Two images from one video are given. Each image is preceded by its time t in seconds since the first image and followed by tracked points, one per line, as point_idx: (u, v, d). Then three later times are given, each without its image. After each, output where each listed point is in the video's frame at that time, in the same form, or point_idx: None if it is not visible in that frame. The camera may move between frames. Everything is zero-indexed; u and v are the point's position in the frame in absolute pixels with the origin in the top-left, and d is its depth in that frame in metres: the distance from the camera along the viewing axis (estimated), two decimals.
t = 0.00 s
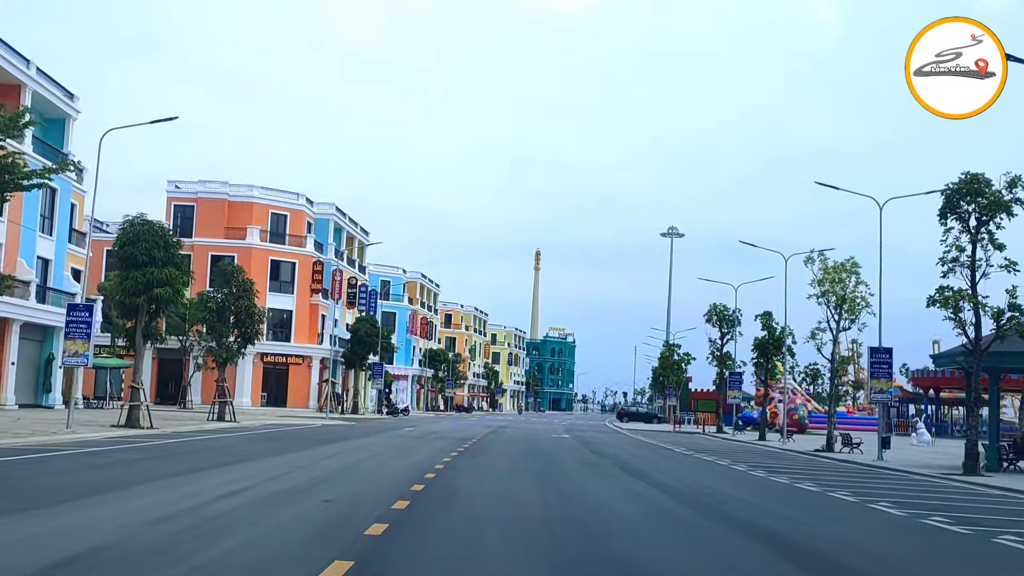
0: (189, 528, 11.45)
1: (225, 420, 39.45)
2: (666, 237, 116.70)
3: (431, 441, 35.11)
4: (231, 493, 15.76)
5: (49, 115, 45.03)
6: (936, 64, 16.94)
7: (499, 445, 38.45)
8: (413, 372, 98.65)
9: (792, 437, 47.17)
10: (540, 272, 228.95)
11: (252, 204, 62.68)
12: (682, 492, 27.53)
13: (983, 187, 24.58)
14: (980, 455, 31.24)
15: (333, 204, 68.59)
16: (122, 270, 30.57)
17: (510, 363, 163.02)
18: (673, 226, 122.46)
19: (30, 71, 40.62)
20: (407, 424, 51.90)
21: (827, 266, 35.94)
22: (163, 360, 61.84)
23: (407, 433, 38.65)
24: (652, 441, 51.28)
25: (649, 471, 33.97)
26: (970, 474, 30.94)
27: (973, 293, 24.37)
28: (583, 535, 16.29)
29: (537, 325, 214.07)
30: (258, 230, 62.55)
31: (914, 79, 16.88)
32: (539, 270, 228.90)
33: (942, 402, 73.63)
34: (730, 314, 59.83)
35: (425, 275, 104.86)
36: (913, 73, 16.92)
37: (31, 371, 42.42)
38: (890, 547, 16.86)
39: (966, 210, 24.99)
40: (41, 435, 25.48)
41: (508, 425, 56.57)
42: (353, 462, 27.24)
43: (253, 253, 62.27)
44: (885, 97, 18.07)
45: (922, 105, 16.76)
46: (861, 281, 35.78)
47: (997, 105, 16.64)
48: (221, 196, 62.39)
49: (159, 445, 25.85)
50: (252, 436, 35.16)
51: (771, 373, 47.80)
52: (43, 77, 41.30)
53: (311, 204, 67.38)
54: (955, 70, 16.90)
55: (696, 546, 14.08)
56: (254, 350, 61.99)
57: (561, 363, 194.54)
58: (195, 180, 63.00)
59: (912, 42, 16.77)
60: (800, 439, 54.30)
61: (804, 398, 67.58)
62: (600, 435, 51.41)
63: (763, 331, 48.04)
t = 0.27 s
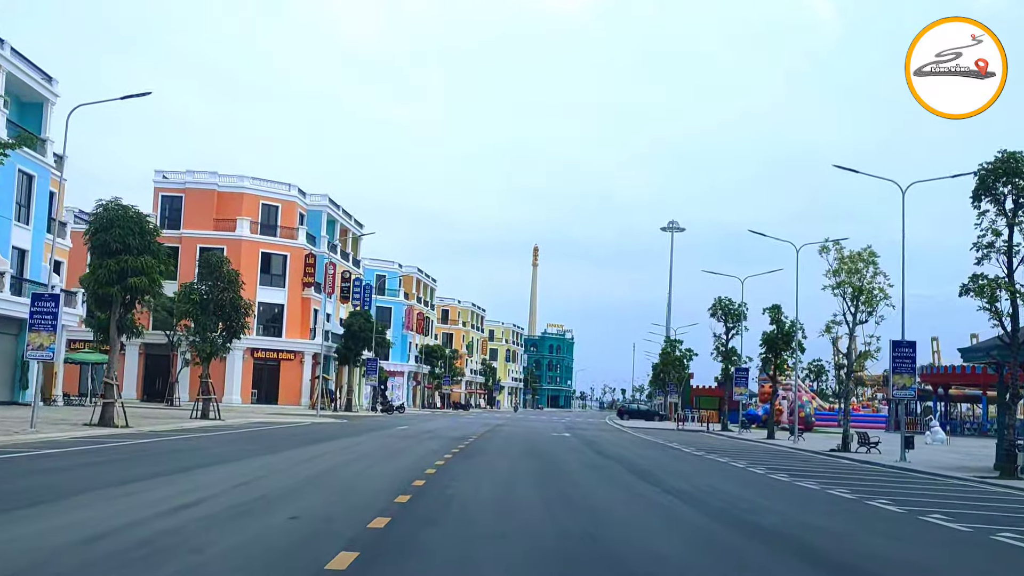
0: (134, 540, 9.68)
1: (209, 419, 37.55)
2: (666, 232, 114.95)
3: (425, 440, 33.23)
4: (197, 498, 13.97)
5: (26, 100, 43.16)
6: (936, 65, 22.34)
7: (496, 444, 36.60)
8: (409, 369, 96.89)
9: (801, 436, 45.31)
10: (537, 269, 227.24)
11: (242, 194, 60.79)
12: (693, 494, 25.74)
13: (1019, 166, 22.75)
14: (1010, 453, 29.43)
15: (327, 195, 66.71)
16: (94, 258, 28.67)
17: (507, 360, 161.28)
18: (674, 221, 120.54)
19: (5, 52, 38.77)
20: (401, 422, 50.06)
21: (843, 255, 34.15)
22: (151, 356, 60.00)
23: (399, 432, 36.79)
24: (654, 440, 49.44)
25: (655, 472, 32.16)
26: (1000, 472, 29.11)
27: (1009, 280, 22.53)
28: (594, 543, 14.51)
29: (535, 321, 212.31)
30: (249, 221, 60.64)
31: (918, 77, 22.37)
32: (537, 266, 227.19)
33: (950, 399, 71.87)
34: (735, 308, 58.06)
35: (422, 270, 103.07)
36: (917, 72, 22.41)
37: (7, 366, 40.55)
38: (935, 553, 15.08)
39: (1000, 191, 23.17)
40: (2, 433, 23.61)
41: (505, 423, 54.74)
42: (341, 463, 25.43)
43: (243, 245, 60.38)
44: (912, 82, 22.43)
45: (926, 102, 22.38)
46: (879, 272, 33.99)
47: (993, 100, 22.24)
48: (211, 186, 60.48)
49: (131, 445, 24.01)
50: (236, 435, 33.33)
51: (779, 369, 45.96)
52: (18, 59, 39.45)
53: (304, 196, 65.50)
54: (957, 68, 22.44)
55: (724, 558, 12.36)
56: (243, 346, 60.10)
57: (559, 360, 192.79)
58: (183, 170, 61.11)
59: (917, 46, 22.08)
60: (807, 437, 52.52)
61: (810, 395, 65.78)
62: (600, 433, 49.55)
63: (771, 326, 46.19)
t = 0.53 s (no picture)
0: (48, 557, 7.79)
1: (191, 416, 35.62)
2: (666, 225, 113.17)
3: (418, 439, 31.35)
4: (150, 506, 12.11)
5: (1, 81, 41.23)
6: (937, 64, 23.47)
7: (493, 443, 34.71)
8: (405, 365, 95.02)
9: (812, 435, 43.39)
10: (536, 265, 225.31)
11: (232, 183, 58.83)
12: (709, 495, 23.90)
13: None
14: None
15: (319, 186, 64.75)
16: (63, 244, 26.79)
17: (506, 356, 159.38)
18: (676, 215, 118.61)
19: None
20: (396, 419, 48.12)
21: (861, 242, 32.19)
22: (137, 350, 58.07)
23: (392, 429, 34.90)
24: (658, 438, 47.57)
25: (663, 472, 30.29)
26: None
27: None
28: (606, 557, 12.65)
29: (534, 317, 210.47)
30: (239, 212, 58.66)
31: (915, 77, 23.50)
32: (536, 262, 225.26)
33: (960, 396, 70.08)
34: (741, 301, 56.18)
35: (418, 264, 101.13)
36: (914, 72, 23.56)
37: None
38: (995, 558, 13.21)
39: None
40: None
41: (503, 419, 52.86)
42: (327, 463, 23.58)
43: (232, 236, 58.43)
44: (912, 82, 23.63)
45: (924, 99, 23.51)
46: (899, 261, 32.08)
47: (991, 100, 23.39)
48: (199, 175, 58.50)
49: (98, 445, 22.13)
50: (218, 434, 31.43)
51: (788, 365, 44.04)
52: None
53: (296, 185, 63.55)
54: (959, 68, 23.59)
55: (760, 575, 10.53)
56: (233, 340, 58.17)
57: (558, 357, 190.97)
58: (170, 158, 59.15)
59: (917, 45, 23.18)
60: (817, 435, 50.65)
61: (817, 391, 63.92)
62: (602, 431, 47.64)
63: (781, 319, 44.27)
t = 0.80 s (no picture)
0: None
1: (172, 414, 33.77)
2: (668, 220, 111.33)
3: (413, 439, 29.53)
4: (82, 521, 10.26)
5: None
6: (936, 65, 25.35)
7: (492, 443, 32.91)
8: (401, 361, 93.16)
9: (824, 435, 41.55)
10: (534, 262, 223.31)
11: (221, 173, 56.87)
12: (726, 498, 22.11)
13: None
14: None
15: (312, 176, 62.79)
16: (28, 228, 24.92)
17: (503, 353, 157.46)
18: (677, 210, 116.61)
19: None
20: (390, 417, 46.27)
21: (882, 229, 30.33)
22: (123, 345, 56.21)
23: (385, 429, 33.06)
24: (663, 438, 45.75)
25: (672, 473, 28.50)
26: None
27: None
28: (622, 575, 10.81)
29: (532, 314, 208.58)
30: (228, 202, 56.73)
31: (913, 81, 25.44)
32: (534, 259, 223.26)
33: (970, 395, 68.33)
34: (748, 296, 54.33)
35: (415, 259, 99.21)
36: (912, 75, 25.45)
37: None
38: None
39: None
40: None
41: (501, 417, 51.04)
42: (312, 466, 21.76)
43: (222, 228, 56.50)
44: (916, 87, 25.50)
45: (922, 97, 25.44)
46: (923, 249, 30.23)
47: (987, 97, 25.51)
48: (187, 165, 56.55)
49: (61, 446, 20.30)
50: (200, 434, 29.59)
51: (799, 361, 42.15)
52: None
53: (288, 176, 61.60)
54: (957, 70, 25.59)
55: None
56: (223, 335, 56.32)
57: (557, 354, 189.10)
58: (158, 147, 57.20)
59: (916, 47, 25.11)
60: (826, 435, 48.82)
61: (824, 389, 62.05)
62: (604, 430, 45.84)
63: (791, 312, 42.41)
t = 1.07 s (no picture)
0: None
1: (151, 414, 31.87)
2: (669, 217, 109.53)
3: (405, 441, 27.70)
4: None
5: None
6: (935, 64, 23.82)
7: (487, 445, 31.07)
8: (397, 361, 91.29)
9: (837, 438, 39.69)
10: (533, 261, 221.44)
11: (210, 165, 54.95)
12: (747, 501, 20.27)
13: None
14: None
15: (305, 169, 60.86)
16: None
17: (502, 352, 155.52)
18: (677, 208, 114.23)
19: None
20: (384, 418, 44.37)
21: (906, 220, 28.45)
22: (106, 343, 54.41)
23: (377, 431, 31.19)
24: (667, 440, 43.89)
25: (683, 474, 26.65)
26: None
27: None
28: None
29: (530, 313, 206.73)
30: (217, 195, 54.81)
31: (916, 72, 23.96)
32: (532, 258, 221.38)
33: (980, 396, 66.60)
34: (756, 293, 52.45)
35: (411, 256, 97.28)
36: (914, 69, 23.91)
37: None
38: None
39: None
40: None
41: (499, 418, 49.13)
42: (295, 472, 19.93)
43: (211, 221, 54.57)
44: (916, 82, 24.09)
45: (920, 92, 23.80)
46: (950, 241, 28.36)
47: (983, 93, 24.07)
48: (174, 156, 54.63)
49: (18, 451, 18.45)
50: (177, 436, 27.73)
51: (812, 360, 40.24)
52: None
53: (280, 169, 59.68)
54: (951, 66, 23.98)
55: None
56: (211, 333, 54.33)
57: (556, 354, 187.23)
58: (144, 138, 55.27)
59: (918, 46, 23.55)
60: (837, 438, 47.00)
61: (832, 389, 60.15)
62: (606, 432, 44.00)
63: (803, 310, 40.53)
